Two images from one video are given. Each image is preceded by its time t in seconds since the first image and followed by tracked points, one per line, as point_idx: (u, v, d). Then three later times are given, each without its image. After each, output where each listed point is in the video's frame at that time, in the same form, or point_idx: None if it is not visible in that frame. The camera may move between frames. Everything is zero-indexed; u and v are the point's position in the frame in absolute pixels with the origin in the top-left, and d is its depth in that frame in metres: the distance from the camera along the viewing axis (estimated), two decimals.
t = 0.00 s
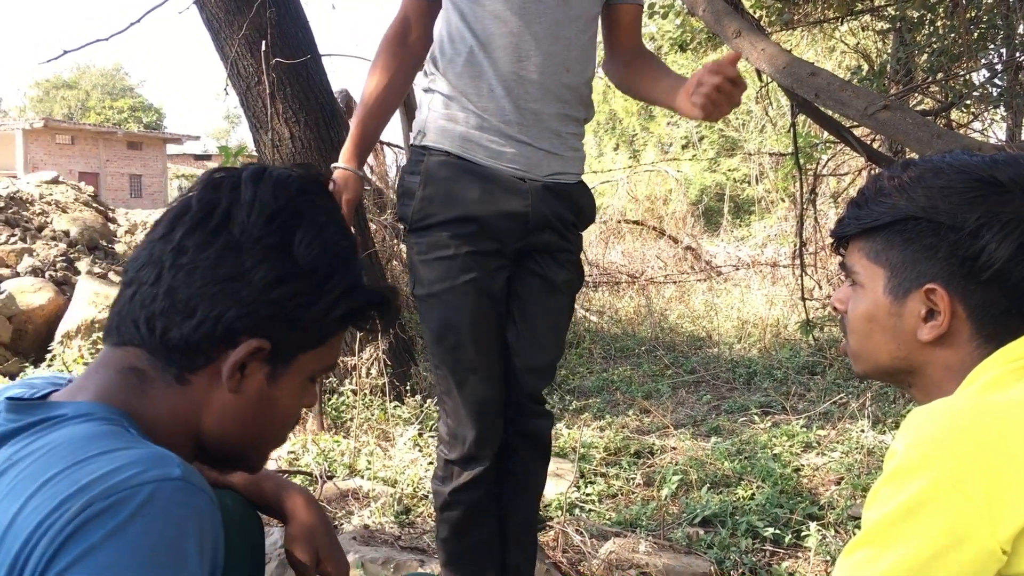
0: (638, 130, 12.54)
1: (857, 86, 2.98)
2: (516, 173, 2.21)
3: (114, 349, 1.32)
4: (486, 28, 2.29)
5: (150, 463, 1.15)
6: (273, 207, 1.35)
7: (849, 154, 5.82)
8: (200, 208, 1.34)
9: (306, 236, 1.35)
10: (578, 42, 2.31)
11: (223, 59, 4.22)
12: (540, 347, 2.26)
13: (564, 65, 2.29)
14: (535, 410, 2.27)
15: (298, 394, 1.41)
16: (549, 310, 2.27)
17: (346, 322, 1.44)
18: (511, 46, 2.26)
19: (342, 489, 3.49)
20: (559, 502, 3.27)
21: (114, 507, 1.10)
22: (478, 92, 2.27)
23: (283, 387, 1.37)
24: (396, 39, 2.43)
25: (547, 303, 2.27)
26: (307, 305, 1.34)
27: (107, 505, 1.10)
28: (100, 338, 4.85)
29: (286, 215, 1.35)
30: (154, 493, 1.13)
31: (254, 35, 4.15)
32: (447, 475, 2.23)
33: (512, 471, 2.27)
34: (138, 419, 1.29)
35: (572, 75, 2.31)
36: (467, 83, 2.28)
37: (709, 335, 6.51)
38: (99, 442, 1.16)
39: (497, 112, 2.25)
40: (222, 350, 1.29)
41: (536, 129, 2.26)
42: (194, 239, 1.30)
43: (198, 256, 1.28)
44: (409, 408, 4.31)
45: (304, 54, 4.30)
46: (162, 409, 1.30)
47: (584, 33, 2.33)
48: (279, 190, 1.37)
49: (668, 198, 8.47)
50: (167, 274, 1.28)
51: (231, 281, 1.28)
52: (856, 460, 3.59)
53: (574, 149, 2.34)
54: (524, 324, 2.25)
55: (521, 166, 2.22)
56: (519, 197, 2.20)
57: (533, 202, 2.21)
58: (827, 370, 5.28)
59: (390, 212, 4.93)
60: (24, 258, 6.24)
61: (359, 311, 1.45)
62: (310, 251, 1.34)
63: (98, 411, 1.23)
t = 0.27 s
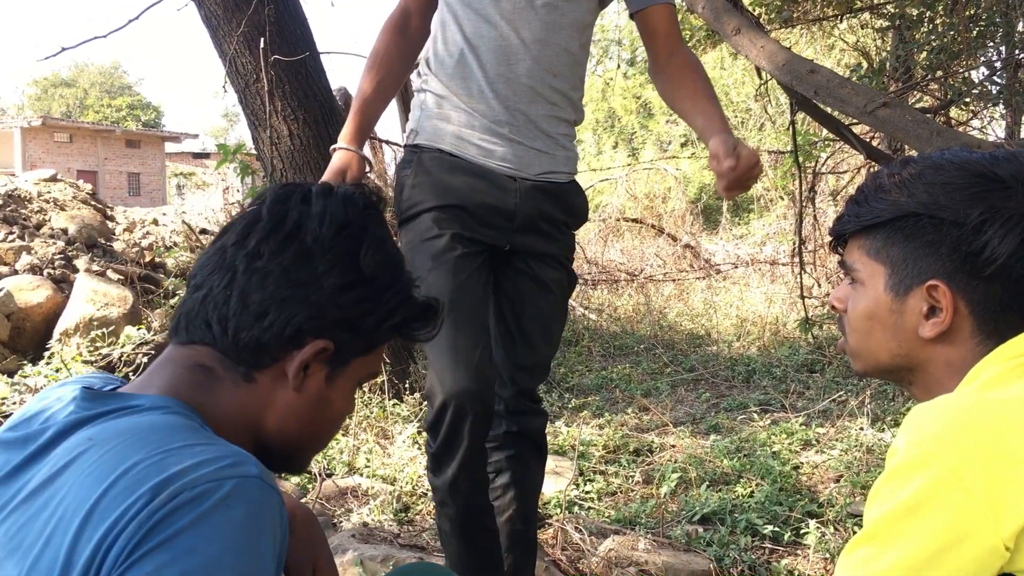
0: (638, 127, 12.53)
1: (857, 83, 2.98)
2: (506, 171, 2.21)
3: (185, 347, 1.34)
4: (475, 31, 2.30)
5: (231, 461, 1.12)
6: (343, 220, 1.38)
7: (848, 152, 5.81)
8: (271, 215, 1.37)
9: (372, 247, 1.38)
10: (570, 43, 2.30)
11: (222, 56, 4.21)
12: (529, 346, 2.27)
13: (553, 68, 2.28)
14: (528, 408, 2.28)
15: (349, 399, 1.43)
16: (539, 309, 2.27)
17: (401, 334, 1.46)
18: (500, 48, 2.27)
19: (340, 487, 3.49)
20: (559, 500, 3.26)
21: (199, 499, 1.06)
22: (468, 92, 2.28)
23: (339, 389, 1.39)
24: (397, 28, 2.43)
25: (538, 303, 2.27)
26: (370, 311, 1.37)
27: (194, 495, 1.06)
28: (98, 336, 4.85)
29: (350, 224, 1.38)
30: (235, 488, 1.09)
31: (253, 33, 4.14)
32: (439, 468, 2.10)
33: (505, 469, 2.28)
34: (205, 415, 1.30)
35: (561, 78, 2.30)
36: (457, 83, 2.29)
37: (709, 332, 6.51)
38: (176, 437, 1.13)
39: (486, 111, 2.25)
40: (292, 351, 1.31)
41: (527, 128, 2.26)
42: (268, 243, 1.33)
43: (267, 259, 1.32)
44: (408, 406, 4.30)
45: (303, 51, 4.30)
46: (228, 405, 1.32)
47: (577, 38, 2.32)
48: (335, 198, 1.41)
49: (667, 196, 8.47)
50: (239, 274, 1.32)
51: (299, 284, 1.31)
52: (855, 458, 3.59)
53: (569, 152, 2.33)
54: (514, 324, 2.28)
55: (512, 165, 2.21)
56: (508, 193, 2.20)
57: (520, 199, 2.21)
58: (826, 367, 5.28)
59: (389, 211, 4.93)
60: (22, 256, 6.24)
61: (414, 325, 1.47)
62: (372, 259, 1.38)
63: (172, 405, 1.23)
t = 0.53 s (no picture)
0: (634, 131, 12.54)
1: (851, 86, 2.99)
2: (490, 170, 2.23)
3: (212, 352, 1.37)
4: (465, 30, 2.35)
5: (264, 449, 1.15)
6: (362, 231, 1.41)
7: (844, 155, 5.83)
8: (294, 226, 1.40)
9: (390, 258, 1.43)
10: (562, 44, 2.32)
11: (218, 60, 4.21)
12: (516, 352, 2.25)
13: (542, 67, 2.30)
14: (521, 416, 2.26)
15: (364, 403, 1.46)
16: (524, 315, 2.26)
17: (414, 339, 1.49)
18: (488, 46, 2.31)
19: (337, 490, 3.49)
20: (555, 503, 3.27)
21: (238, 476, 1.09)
22: (457, 92, 2.32)
23: (358, 391, 1.42)
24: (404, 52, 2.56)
25: (524, 309, 2.26)
26: (387, 315, 1.40)
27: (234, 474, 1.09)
28: (93, 340, 4.84)
29: (367, 233, 1.42)
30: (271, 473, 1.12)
31: (249, 36, 4.14)
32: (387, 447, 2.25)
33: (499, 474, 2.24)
34: (236, 416, 1.31)
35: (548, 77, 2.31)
36: (447, 81, 2.34)
37: (705, 335, 6.52)
38: (210, 427, 1.16)
39: (472, 110, 2.29)
40: (319, 353, 1.34)
41: (514, 129, 2.28)
42: (296, 250, 1.36)
43: (292, 266, 1.34)
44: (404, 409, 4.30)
45: (299, 55, 4.31)
46: (256, 408, 1.34)
47: (569, 39, 2.33)
48: (344, 209, 1.45)
49: (663, 199, 8.48)
50: (264, 281, 1.35)
51: (323, 288, 1.34)
52: (851, 460, 3.59)
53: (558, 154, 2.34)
54: (500, 330, 2.25)
55: (497, 165, 2.23)
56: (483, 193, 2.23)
57: (498, 199, 2.23)
58: (822, 370, 5.28)
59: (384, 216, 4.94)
60: (18, 259, 6.23)
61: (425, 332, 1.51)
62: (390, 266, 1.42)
63: (205, 407, 1.26)
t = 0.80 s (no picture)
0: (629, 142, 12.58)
1: (844, 97, 3.00)
2: (462, 181, 2.26)
3: (206, 360, 1.38)
4: (444, 42, 2.36)
5: (272, 463, 1.17)
6: (353, 237, 1.44)
7: (838, 166, 5.85)
8: (284, 235, 1.41)
9: (379, 265, 1.44)
10: (543, 56, 2.31)
11: (213, 71, 4.22)
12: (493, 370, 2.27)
13: (518, 78, 2.29)
14: (505, 433, 2.28)
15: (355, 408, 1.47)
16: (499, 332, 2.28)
17: (405, 347, 1.50)
18: (464, 58, 2.32)
19: (331, 502, 3.48)
20: (550, 513, 3.26)
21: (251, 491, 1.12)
22: (432, 103, 2.35)
23: (350, 396, 1.44)
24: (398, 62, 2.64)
25: (498, 324, 2.28)
26: (379, 320, 1.40)
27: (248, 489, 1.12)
28: (88, 352, 4.83)
29: (356, 243, 1.43)
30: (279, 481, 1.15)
31: (244, 48, 4.15)
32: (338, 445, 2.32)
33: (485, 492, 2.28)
34: (230, 423, 1.34)
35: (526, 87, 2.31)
36: (423, 92, 2.37)
37: (700, 346, 6.52)
38: (216, 442, 1.18)
39: (443, 121, 2.31)
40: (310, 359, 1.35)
41: (488, 141, 2.29)
42: (289, 256, 1.37)
43: (285, 273, 1.35)
44: (399, 420, 4.29)
45: (293, 67, 4.32)
46: (248, 415, 1.35)
47: (548, 51, 2.32)
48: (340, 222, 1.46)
49: (658, 210, 8.50)
50: (258, 288, 1.35)
51: (315, 295, 1.34)
52: (846, 470, 3.60)
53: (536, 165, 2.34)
54: (478, 348, 2.29)
55: (468, 176, 2.25)
56: (445, 206, 2.27)
57: (461, 211, 2.27)
58: (817, 381, 5.29)
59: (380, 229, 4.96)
60: (12, 271, 6.22)
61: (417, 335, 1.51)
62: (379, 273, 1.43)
63: (200, 415, 1.27)
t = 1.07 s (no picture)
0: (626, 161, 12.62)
1: (840, 117, 3.01)
2: (433, 204, 2.29)
3: (200, 377, 1.38)
4: (410, 68, 2.39)
5: (267, 502, 1.20)
6: (345, 252, 1.49)
7: (834, 185, 5.87)
8: (277, 250, 1.44)
9: (372, 279, 1.50)
10: (513, 77, 2.33)
11: (211, 91, 4.24)
12: (474, 392, 2.28)
13: (484, 99, 2.31)
14: (488, 456, 2.28)
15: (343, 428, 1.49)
16: (477, 355, 2.29)
17: (391, 362, 1.54)
18: (430, 81, 2.34)
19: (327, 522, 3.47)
20: (547, 533, 3.25)
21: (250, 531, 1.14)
22: (401, 130, 2.39)
23: (342, 411, 1.48)
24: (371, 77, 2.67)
25: (473, 348, 2.29)
26: (372, 334, 1.46)
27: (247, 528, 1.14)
28: (84, 370, 4.82)
29: (345, 261, 1.47)
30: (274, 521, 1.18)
31: (243, 68, 4.17)
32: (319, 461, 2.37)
33: (471, 515, 2.32)
34: (224, 441, 1.34)
35: (494, 108, 2.32)
36: (390, 118, 2.41)
37: (697, 365, 6.51)
38: (212, 475, 1.20)
39: (412, 147, 2.36)
40: (306, 372, 1.38)
41: (457, 163, 2.31)
42: (285, 269, 1.41)
43: (279, 286, 1.39)
44: (396, 439, 4.28)
45: (292, 86, 4.34)
46: (244, 431, 1.36)
47: (514, 69, 2.33)
48: (330, 242, 1.48)
49: (655, 229, 8.52)
50: (252, 301, 1.38)
51: (311, 308, 1.38)
52: (844, 489, 3.59)
53: (512, 185, 2.35)
54: (460, 369, 2.30)
55: (439, 199, 2.29)
56: (417, 229, 2.30)
57: (430, 234, 2.30)
58: (814, 399, 5.29)
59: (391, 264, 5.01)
60: (9, 289, 6.21)
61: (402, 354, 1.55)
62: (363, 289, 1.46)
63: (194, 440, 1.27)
